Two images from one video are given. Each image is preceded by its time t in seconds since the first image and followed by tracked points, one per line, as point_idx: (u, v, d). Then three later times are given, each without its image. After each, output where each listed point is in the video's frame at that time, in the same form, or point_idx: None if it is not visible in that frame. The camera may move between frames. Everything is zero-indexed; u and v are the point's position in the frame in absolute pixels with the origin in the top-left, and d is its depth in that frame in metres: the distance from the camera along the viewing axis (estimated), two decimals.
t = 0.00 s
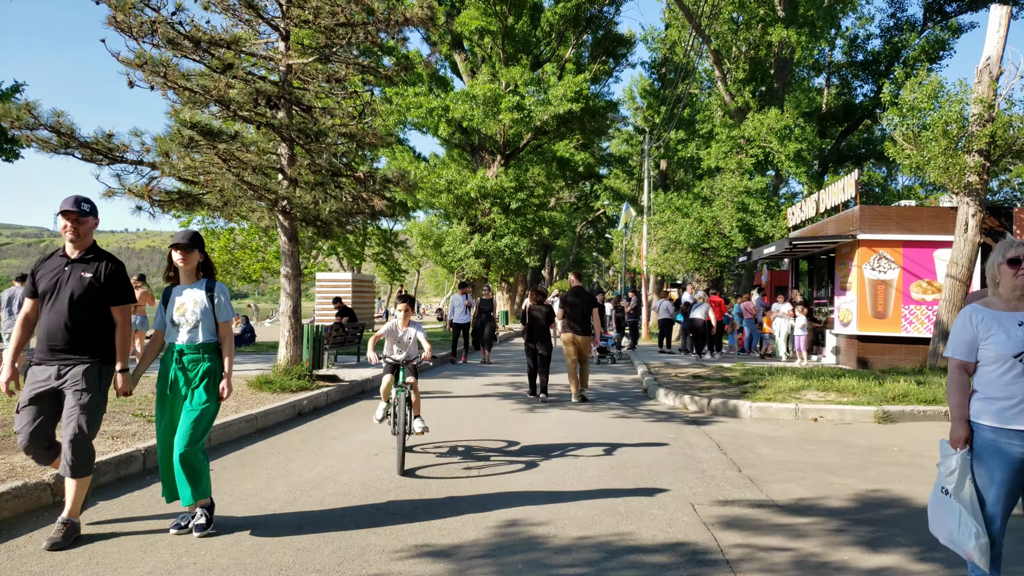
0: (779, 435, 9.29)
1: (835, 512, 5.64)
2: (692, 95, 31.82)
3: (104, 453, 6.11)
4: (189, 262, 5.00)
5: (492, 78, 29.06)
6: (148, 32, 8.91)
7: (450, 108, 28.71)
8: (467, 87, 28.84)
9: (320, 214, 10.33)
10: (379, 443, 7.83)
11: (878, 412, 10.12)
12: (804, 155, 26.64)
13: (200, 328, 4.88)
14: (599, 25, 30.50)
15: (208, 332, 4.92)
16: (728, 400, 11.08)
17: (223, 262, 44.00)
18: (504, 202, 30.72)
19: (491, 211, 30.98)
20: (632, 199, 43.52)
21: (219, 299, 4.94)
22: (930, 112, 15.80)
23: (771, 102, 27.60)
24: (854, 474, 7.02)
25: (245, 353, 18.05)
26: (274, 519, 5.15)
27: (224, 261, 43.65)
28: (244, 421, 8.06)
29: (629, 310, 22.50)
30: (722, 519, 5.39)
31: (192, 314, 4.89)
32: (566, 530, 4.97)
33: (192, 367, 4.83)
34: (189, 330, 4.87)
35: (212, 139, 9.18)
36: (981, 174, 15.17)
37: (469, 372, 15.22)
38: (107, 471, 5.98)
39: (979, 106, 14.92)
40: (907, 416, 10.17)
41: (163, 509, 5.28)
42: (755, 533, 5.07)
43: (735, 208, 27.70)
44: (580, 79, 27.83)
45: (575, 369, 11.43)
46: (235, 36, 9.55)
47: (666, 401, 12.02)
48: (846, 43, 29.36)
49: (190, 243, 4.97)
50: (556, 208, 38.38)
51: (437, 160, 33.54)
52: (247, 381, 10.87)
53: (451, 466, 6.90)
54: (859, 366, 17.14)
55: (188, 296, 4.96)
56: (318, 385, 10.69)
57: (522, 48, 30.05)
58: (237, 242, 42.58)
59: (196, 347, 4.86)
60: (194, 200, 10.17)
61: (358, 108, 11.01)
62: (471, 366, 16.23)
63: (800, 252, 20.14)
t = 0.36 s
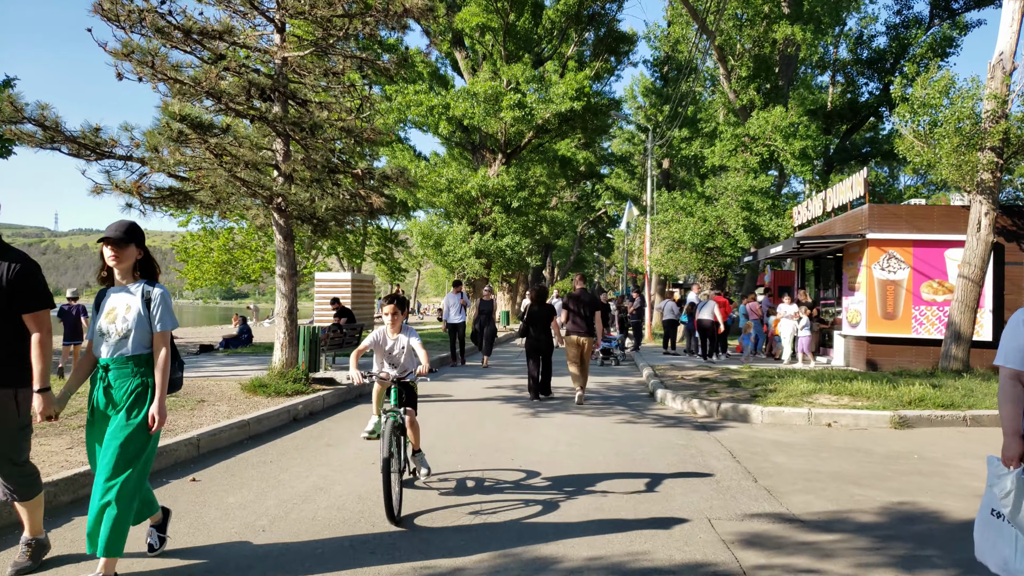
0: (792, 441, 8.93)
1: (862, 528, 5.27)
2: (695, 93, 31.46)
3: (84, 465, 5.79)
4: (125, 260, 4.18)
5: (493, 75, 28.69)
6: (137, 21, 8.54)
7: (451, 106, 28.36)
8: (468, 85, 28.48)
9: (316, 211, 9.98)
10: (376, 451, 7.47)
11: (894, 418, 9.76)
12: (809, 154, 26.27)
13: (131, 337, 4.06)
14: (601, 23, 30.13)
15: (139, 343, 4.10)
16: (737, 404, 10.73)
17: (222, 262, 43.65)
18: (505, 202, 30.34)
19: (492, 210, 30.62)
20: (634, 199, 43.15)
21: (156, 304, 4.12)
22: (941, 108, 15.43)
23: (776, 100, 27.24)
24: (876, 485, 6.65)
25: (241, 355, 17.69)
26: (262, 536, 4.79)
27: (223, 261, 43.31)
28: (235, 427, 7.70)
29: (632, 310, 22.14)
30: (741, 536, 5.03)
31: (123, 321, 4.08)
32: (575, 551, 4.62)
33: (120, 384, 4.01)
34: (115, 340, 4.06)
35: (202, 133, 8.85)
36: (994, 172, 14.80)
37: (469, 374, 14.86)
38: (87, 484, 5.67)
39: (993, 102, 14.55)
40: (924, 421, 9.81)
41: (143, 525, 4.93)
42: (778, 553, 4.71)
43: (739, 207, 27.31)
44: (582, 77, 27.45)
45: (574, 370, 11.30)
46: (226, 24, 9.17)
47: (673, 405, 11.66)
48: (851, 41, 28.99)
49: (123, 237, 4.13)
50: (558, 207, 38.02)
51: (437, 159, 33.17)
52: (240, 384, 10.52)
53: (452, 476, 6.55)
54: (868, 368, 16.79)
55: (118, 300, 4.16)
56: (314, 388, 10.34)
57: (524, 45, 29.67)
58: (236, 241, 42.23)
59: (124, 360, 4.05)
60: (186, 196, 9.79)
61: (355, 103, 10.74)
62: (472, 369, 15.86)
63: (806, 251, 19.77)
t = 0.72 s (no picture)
0: (804, 444, 8.63)
1: (887, 539, 4.96)
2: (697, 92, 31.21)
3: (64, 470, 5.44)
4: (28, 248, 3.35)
5: (495, 73, 28.42)
6: (125, 11, 8.26)
7: (452, 104, 28.09)
8: (469, 83, 28.21)
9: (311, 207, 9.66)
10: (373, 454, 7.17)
11: (908, 420, 9.46)
12: (814, 152, 25.99)
13: (38, 338, 3.22)
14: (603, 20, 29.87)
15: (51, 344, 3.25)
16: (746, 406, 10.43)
17: (221, 262, 43.34)
18: (506, 201, 30.05)
19: (493, 210, 30.33)
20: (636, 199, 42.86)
21: (64, 295, 3.23)
22: (950, 105, 15.12)
23: (780, 98, 26.95)
24: (895, 491, 6.35)
25: (238, 356, 17.40)
26: (248, 546, 4.47)
27: (223, 261, 43.01)
28: (226, 430, 7.37)
29: (635, 311, 21.86)
30: (760, 548, 4.72)
31: (28, 319, 3.24)
32: (583, 566, 4.32)
33: (28, 396, 3.18)
34: (20, 344, 3.23)
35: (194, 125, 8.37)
36: (1005, 169, 14.49)
37: (470, 375, 14.56)
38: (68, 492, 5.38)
39: (1005, 98, 14.25)
40: (938, 424, 9.51)
41: (125, 535, 4.60)
42: (802, 567, 4.40)
43: (743, 206, 27.03)
44: (584, 75, 27.16)
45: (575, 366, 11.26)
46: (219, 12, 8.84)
47: (679, 407, 11.35)
48: (855, 39, 28.72)
49: (22, 217, 3.28)
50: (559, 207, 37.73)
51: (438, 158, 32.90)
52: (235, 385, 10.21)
53: (452, 481, 6.26)
54: (877, 369, 16.48)
55: (22, 294, 3.31)
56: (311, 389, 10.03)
57: (525, 43, 29.42)
58: (236, 240, 41.97)
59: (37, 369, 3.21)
60: (179, 190, 9.41)
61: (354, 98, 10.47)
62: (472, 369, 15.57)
63: (812, 251, 19.49)
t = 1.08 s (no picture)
0: (808, 453, 8.30)
1: (900, 560, 4.65)
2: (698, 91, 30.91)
3: (24, 487, 5.10)
4: None
5: (493, 73, 28.13)
6: (102, 4, 7.95)
7: (450, 104, 27.79)
8: (467, 83, 27.93)
9: (298, 208, 9.36)
10: (356, 465, 6.85)
11: (915, 427, 9.14)
12: (816, 153, 25.68)
13: None
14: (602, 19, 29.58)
15: None
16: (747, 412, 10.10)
17: (218, 264, 43.01)
18: (505, 202, 29.73)
19: (491, 211, 30.01)
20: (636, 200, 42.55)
21: None
22: (956, 103, 14.78)
23: (781, 97, 26.65)
24: (905, 505, 6.03)
25: (230, 360, 17.07)
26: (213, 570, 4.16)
27: (220, 263, 42.70)
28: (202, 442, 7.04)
29: (635, 313, 21.51)
30: (763, 571, 4.40)
31: None
32: None
33: None
34: None
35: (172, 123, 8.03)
36: (1013, 168, 14.13)
37: (465, 380, 14.24)
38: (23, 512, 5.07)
39: (1012, 95, 13.90)
40: (946, 431, 9.19)
41: (81, 559, 4.27)
42: None
43: (744, 206, 26.72)
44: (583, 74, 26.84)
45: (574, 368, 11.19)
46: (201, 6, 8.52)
47: (678, 413, 11.02)
48: (857, 38, 28.43)
49: None
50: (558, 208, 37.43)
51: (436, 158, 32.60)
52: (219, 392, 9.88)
53: (438, 494, 5.94)
54: (881, 373, 16.15)
55: None
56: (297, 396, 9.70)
57: (524, 43, 29.15)
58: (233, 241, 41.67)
59: None
60: (161, 191, 9.09)
61: (343, 95, 10.17)
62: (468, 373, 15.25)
63: (814, 252, 19.17)
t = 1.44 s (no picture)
0: (809, 457, 8.07)
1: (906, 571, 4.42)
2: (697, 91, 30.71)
3: None
4: None
5: (492, 72, 27.93)
6: None
7: (448, 103, 27.59)
8: (465, 82, 27.74)
9: (287, 205, 9.14)
10: (342, 470, 6.62)
11: (919, 430, 8.90)
12: (816, 152, 25.48)
13: None
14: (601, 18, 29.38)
15: None
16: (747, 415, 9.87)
17: (216, 264, 42.74)
18: (503, 202, 29.53)
19: (490, 211, 29.77)
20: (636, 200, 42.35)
21: None
22: (959, 101, 14.54)
23: (782, 97, 26.45)
24: (911, 512, 5.80)
25: (224, 361, 16.83)
26: None
27: (218, 263, 42.45)
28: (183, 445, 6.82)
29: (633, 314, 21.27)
30: None
31: None
32: None
33: None
34: None
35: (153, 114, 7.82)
36: (1017, 168, 13.74)
37: (460, 381, 14.00)
38: None
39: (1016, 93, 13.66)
40: (952, 434, 8.95)
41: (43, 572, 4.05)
42: None
43: (745, 206, 26.52)
44: (582, 72, 26.62)
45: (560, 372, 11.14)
46: None
47: (677, 416, 10.78)
48: (858, 37, 28.23)
49: None
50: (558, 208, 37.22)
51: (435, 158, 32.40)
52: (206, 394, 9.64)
53: (425, 501, 5.71)
54: (883, 374, 15.92)
55: None
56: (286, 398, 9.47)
57: (523, 42, 28.96)
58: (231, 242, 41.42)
59: None
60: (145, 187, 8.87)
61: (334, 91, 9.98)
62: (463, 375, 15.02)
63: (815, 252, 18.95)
